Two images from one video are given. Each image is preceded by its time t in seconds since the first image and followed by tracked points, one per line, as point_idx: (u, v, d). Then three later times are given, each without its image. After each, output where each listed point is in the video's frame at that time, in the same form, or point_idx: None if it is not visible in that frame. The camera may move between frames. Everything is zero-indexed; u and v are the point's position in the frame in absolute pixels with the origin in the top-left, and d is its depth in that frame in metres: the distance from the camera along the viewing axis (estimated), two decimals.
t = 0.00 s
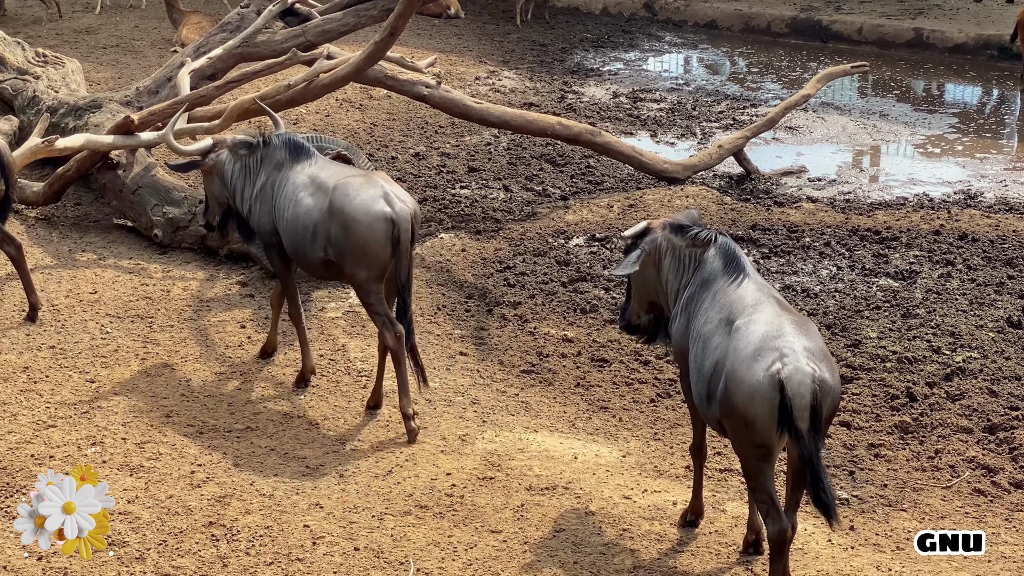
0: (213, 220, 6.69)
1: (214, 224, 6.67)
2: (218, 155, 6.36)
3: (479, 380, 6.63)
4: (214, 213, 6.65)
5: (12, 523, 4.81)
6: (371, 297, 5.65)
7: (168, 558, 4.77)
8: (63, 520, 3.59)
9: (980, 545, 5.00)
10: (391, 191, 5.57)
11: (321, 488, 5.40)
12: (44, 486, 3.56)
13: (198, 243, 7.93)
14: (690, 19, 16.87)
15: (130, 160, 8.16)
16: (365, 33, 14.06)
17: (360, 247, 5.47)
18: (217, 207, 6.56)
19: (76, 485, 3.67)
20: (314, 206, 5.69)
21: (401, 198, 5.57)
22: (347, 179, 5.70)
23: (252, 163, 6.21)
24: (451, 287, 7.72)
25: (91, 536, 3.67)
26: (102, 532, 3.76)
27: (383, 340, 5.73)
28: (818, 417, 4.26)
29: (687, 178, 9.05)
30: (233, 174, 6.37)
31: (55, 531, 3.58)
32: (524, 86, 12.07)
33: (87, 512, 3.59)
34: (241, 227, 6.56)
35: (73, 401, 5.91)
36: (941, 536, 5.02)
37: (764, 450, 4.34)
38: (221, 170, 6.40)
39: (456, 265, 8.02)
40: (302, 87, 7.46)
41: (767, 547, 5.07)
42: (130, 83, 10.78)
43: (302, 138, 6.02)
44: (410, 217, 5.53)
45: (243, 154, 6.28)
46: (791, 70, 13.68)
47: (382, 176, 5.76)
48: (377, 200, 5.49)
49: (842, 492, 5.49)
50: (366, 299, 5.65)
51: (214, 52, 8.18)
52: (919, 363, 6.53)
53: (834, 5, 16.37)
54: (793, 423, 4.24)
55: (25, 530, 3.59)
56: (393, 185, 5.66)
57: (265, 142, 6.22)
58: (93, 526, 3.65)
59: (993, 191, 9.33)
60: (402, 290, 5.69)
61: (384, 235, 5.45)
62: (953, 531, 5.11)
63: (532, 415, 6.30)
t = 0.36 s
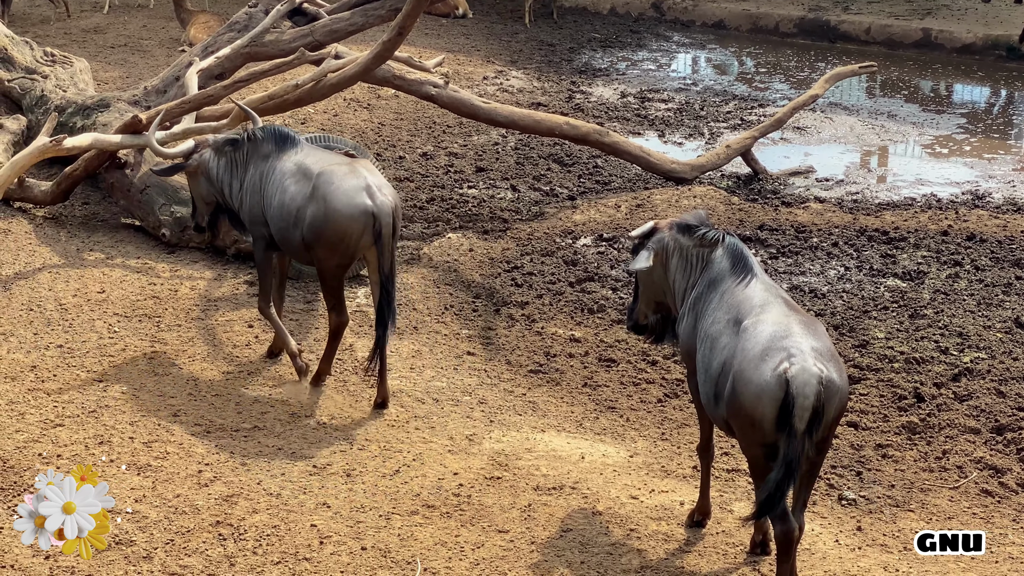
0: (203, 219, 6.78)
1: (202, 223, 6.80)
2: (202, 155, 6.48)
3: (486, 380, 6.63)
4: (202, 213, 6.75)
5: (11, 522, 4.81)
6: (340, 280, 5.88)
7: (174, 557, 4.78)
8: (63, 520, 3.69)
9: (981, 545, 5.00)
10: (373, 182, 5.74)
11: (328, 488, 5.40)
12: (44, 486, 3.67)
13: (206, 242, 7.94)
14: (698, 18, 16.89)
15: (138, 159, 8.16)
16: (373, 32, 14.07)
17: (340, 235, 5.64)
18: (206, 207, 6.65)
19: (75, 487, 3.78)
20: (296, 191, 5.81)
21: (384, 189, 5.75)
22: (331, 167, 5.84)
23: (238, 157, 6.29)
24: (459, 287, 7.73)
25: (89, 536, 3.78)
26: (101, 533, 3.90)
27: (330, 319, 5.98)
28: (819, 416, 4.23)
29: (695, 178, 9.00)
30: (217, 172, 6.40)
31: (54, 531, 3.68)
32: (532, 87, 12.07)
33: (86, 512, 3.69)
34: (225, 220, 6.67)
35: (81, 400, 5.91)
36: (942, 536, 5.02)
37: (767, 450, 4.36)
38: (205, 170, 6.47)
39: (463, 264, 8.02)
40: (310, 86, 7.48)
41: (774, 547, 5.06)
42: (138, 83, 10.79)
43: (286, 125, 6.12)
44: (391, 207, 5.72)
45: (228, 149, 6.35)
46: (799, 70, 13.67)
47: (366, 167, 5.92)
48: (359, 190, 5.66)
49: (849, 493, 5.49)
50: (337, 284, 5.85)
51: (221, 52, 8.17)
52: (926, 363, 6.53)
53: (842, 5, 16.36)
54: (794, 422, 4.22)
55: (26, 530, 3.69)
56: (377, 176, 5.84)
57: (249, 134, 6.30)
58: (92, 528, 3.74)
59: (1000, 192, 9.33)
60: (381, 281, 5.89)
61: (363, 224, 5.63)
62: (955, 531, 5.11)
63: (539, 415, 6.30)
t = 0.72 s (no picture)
0: (173, 218, 6.86)
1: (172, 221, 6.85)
2: (169, 150, 6.55)
3: (491, 381, 6.63)
4: (171, 209, 6.82)
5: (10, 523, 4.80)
6: (334, 274, 5.96)
7: (180, 558, 4.77)
8: (62, 521, 3.58)
9: (980, 545, 5.01)
10: (352, 174, 5.88)
11: (333, 488, 5.39)
12: (43, 486, 3.55)
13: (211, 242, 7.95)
14: (704, 19, 16.91)
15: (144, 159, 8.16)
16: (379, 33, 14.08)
17: (322, 227, 5.76)
18: (174, 203, 6.73)
19: (75, 486, 3.66)
20: (275, 186, 5.96)
21: (363, 180, 5.88)
22: (309, 162, 5.98)
23: (209, 153, 6.42)
24: (464, 287, 7.73)
25: (90, 536, 3.68)
26: (102, 532, 3.75)
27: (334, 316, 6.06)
28: (829, 419, 4.23)
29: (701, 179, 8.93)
30: (185, 166, 6.52)
31: (54, 532, 3.57)
32: (538, 87, 12.07)
33: (87, 513, 3.59)
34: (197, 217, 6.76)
35: (86, 400, 5.92)
36: (941, 536, 5.04)
37: (777, 451, 4.31)
38: (175, 165, 6.55)
39: (469, 265, 8.02)
40: (316, 87, 7.48)
41: (779, 549, 5.05)
42: (145, 83, 10.80)
43: (260, 122, 6.27)
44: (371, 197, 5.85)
45: (198, 143, 6.49)
46: (805, 71, 13.66)
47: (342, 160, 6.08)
48: (339, 182, 5.80)
49: (854, 495, 5.48)
50: (325, 277, 5.95)
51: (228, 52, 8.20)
52: (932, 365, 6.53)
53: (849, 7, 16.35)
54: (804, 423, 4.21)
55: (24, 531, 3.56)
56: (355, 168, 5.98)
57: (221, 129, 6.44)
58: (92, 527, 3.65)
59: (1007, 193, 9.32)
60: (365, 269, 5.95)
61: (346, 215, 5.76)
62: (955, 531, 5.13)
63: (544, 416, 6.30)
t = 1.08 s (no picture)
0: (132, 227, 6.71)
1: (131, 232, 6.71)
2: (134, 158, 6.53)
3: (498, 382, 6.63)
4: (131, 219, 6.68)
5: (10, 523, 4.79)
6: (316, 265, 6.05)
7: (186, 558, 4.77)
8: (62, 521, 3.64)
9: (980, 545, 5.04)
10: (333, 166, 5.99)
11: (340, 489, 5.39)
12: (43, 486, 3.60)
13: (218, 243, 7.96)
14: (712, 21, 16.94)
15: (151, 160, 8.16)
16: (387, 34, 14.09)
17: (306, 219, 5.84)
18: (135, 211, 6.62)
19: (75, 486, 3.72)
20: (252, 179, 5.99)
21: (342, 172, 6.00)
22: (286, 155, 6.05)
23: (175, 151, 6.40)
24: (471, 289, 7.73)
25: (90, 536, 3.75)
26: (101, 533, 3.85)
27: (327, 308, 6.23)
28: (836, 420, 4.23)
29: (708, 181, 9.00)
30: (151, 169, 6.49)
31: (54, 531, 3.63)
32: (546, 89, 12.08)
33: (87, 513, 3.63)
34: (160, 222, 6.67)
35: (93, 401, 5.92)
36: (941, 536, 5.05)
37: (784, 452, 4.31)
38: (139, 169, 6.51)
39: (476, 266, 8.03)
40: (324, 88, 7.50)
41: (786, 551, 5.04)
42: (153, 83, 10.81)
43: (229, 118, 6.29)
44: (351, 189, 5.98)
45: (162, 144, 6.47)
46: (813, 73, 13.67)
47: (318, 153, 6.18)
48: (321, 173, 5.90)
49: (861, 497, 5.47)
50: (311, 268, 6.04)
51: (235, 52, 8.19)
52: (939, 367, 6.52)
53: (856, 9, 16.35)
54: (810, 425, 4.21)
55: (25, 530, 3.64)
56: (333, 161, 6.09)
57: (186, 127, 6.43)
58: (91, 528, 3.70)
59: (1014, 196, 9.31)
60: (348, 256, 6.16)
61: (329, 206, 5.86)
62: (954, 531, 5.14)
63: (550, 417, 6.30)
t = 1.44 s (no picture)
0: (103, 218, 6.68)
1: (102, 223, 6.67)
2: (106, 149, 6.49)
3: (507, 383, 6.63)
4: (102, 210, 6.65)
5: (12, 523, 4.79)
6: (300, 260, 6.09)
7: (193, 559, 4.77)
8: (62, 521, 3.61)
9: (980, 546, 5.06)
10: (318, 163, 6.07)
11: (348, 491, 5.39)
12: (43, 486, 3.58)
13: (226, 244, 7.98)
14: (722, 23, 16.94)
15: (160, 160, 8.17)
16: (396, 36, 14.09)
17: (294, 215, 5.91)
18: (108, 202, 6.58)
19: (75, 486, 3.68)
20: (238, 175, 6.03)
21: (326, 168, 6.09)
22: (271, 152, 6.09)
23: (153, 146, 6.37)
24: (481, 290, 7.73)
25: (90, 536, 3.71)
26: (102, 533, 3.79)
27: (321, 303, 6.19)
28: (846, 422, 4.22)
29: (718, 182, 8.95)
30: (124, 162, 6.44)
31: (54, 531, 3.60)
32: (555, 90, 12.08)
33: (86, 513, 3.60)
34: (134, 214, 6.65)
35: (102, 401, 5.93)
36: (941, 536, 5.07)
37: (794, 454, 4.29)
38: (114, 162, 6.47)
39: (485, 267, 8.03)
40: (334, 89, 7.50)
41: (794, 553, 5.03)
42: (163, 84, 10.83)
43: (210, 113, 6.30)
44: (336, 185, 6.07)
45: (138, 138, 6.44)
46: (822, 75, 13.65)
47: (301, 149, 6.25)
48: (307, 170, 5.98)
49: (870, 500, 5.47)
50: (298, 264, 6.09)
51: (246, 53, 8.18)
52: (949, 370, 6.52)
53: (866, 11, 16.33)
54: (822, 427, 4.20)
55: (25, 531, 3.60)
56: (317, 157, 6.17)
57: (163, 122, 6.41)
58: (93, 527, 3.67)
59: None
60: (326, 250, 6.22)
61: (317, 202, 5.94)
62: (955, 531, 5.16)
63: (559, 419, 6.30)
